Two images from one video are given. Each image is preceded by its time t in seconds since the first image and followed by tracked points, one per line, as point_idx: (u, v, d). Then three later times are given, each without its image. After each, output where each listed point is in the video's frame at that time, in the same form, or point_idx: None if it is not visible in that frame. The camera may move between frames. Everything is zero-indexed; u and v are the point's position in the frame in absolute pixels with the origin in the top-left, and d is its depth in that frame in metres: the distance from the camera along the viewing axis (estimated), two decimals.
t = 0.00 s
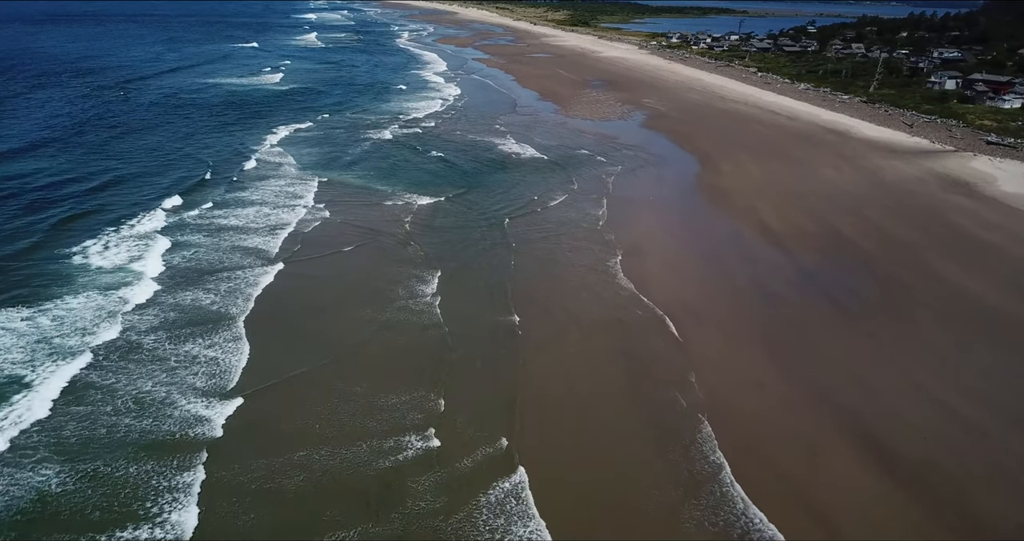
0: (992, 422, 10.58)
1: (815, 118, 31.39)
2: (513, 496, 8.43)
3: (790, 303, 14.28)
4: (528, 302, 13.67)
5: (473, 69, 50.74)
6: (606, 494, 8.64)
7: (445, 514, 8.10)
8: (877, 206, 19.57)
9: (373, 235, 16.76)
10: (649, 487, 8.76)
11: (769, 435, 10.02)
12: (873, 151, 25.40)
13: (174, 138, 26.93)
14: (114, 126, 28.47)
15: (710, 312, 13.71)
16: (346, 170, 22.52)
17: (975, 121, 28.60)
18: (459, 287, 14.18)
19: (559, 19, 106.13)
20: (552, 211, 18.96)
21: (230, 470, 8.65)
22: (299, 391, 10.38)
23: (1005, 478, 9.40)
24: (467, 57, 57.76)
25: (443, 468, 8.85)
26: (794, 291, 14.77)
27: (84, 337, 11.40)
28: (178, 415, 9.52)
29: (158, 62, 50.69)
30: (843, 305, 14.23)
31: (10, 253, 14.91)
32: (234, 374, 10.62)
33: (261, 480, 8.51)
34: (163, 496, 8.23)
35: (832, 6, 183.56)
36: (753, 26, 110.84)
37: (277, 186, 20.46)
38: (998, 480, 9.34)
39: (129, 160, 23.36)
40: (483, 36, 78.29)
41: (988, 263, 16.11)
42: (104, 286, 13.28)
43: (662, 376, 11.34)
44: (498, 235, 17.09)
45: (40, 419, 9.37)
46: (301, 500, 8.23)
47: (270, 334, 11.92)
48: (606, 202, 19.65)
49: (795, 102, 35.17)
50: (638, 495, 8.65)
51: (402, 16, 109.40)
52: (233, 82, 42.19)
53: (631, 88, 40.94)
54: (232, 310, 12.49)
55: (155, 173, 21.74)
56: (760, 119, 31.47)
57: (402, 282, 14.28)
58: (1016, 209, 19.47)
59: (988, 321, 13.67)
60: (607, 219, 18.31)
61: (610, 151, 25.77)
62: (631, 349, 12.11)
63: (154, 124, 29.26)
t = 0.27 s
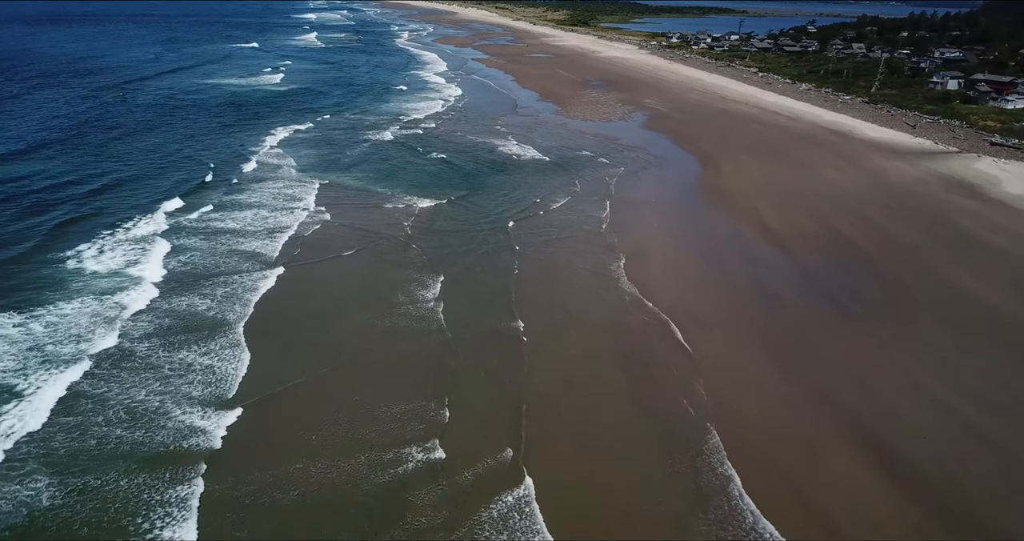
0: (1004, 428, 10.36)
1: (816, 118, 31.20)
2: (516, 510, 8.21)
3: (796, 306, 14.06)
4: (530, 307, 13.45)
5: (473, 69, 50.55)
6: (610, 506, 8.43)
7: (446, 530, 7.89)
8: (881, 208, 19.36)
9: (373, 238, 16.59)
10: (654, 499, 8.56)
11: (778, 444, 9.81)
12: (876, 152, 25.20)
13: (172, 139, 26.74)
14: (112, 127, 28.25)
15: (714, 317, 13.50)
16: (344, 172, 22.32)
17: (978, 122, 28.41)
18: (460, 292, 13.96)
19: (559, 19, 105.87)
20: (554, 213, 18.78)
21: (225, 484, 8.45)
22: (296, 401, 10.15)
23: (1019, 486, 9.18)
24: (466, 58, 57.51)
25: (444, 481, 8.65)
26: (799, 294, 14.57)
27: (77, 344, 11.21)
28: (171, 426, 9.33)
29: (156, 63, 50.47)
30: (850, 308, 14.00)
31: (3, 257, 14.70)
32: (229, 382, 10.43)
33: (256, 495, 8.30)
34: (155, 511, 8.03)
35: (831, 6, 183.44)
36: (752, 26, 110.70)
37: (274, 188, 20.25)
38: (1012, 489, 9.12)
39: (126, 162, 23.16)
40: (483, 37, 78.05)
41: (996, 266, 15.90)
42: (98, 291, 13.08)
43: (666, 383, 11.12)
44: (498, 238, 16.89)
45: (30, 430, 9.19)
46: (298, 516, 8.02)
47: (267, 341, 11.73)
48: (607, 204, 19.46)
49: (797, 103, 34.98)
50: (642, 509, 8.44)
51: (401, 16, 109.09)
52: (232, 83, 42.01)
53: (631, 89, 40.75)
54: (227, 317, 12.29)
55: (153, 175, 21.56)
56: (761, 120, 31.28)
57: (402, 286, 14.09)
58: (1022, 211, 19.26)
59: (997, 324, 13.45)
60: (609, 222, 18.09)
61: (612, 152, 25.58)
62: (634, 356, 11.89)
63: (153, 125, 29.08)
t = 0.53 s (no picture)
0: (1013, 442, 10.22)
1: (818, 119, 31.00)
2: (520, 529, 8.04)
3: (801, 313, 13.87)
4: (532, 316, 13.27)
5: (472, 69, 50.29)
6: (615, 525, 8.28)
7: None
8: (885, 210, 19.16)
9: (373, 242, 16.37)
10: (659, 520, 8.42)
11: (785, 459, 9.66)
12: (879, 154, 24.99)
13: (170, 141, 26.51)
14: (108, 129, 28.00)
15: (719, 324, 13.31)
16: (344, 174, 22.09)
17: (982, 122, 28.20)
18: (460, 298, 13.75)
19: (558, 18, 105.49)
20: (555, 216, 18.57)
21: (220, 500, 8.24)
22: (294, 413, 9.95)
23: None
24: (466, 57, 57.22)
25: (446, 498, 8.46)
26: (804, 300, 14.37)
27: (68, 352, 10.99)
28: (163, 439, 9.12)
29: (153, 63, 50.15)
30: (856, 315, 13.82)
31: None
32: (224, 392, 10.22)
33: (253, 513, 8.09)
34: (145, 528, 7.82)
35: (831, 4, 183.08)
36: (752, 25, 110.35)
37: (272, 191, 20.02)
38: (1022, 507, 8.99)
39: (122, 164, 22.92)
40: (482, 36, 77.68)
41: (1002, 271, 15.73)
42: (91, 297, 12.86)
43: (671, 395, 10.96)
44: (500, 243, 16.68)
45: (18, 443, 8.99)
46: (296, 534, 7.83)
47: (263, 349, 11.52)
48: (610, 207, 19.25)
49: (799, 103, 34.76)
50: (648, 529, 8.28)
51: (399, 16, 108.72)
52: (231, 83, 41.74)
53: (632, 89, 40.52)
54: (223, 324, 12.07)
55: (150, 177, 21.33)
56: (763, 120, 31.06)
57: (402, 293, 13.88)
58: None
59: (1005, 332, 13.30)
60: (612, 226, 17.88)
61: (614, 153, 25.35)
62: (638, 367, 11.72)
63: (151, 127, 28.83)
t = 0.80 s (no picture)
0: None
1: (820, 120, 30.81)
2: None
3: (807, 317, 13.67)
4: (534, 322, 13.08)
5: (472, 69, 50.08)
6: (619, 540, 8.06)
7: None
8: (890, 213, 18.98)
9: (372, 246, 16.18)
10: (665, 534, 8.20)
11: (794, 469, 9.47)
12: (883, 155, 24.80)
13: (167, 142, 26.28)
14: (105, 130, 27.75)
15: (724, 330, 13.11)
16: (343, 176, 21.90)
17: (985, 123, 28.02)
18: (461, 304, 13.56)
19: (558, 19, 105.17)
20: (557, 219, 18.38)
21: (213, 515, 8.04)
22: (291, 424, 9.75)
23: None
24: (465, 58, 57.00)
25: (445, 513, 8.25)
26: (810, 304, 14.18)
27: (58, 361, 10.76)
28: (155, 451, 8.92)
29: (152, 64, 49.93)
30: (863, 319, 13.63)
31: None
32: (219, 401, 10.02)
33: (249, 527, 7.89)
34: None
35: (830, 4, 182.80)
36: (753, 26, 110.06)
37: (269, 193, 19.82)
38: None
39: (117, 166, 22.67)
40: (481, 37, 77.54)
41: (1009, 274, 15.54)
42: (84, 303, 12.62)
43: (676, 403, 10.78)
44: (501, 246, 16.49)
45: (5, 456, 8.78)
46: None
47: (259, 356, 11.33)
48: (612, 210, 19.06)
49: (801, 103, 34.57)
50: None
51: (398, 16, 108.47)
52: (229, 84, 41.52)
53: (632, 89, 40.33)
54: (219, 330, 11.88)
55: (147, 180, 21.12)
56: (764, 121, 30.86)
57: (402, 298, 13.68)
58: None
59: (1014, 337, 13.09)
60: (614, 229, 17.68)
61: (615, 155, 25.17)
62: (643, 374, 11.53)
63: (149, 128, 28.61)
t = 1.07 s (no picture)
0: None
1: (822, 120, 30.59)
2: None
3: (814, 322, 13.42)
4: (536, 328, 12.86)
5: (471, 70, 49.84)
6: None
7: None
8: (895, 215, 18.75)
9: (371, 250, 15.95)
10: None
11: (804, 480, 9.23)
12: (886, 156, 24.56)
13: (164, 144, 26.05)
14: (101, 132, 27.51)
15: (729, 336, 12.88)
16: (341, 178, 21.68)
17: (989, 123, 27.80)
18: (461, 310, 13.35)
19: (557, 18, 104.86)
20: (559, 222, 18.15)
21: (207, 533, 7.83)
22: (288, 435, 9.53)
23: None
24: (465, 58, 56.75)
25: (445, 529, 8.03)
26: (817, 308, 13.94)
27: (50, 369, 10.55)
28: (147, 463, 8.72)
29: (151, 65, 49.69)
30: (871, 324, 13.39)
31: None
32: (213, 411, 9.81)
33: None
34: None
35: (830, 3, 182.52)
36: (753, 25, 109.70)
37: (267, 195, 19.60)
38: None
39: (114, 168, 22.44)
40: (480, 37, 77.24)
41: (1018, 277, 15.31)
42: (77, 309, 12.39)
43: (682, 411, 10.55)
44: (501, 250, 16.26)
45: None
46: None
47: (254, 364, 11.13)
48: (614, 213, 18.83)
49: (802, 104, 34.34)
50: None
51: (397, 16, 108.25)
52: (228, 84, 41.30)
53: (632, 89, 40.10)
54: (215, 337, 11.67)
55: (144, 182, 20.91)
56: (766, 122, 30.65)
57: (401, 304, 13.46)
58: None
59: None
60: (616, 232, 17.46)
61: (616, 156, 24.96)
62: (648, 381, 11.30)
63: (147, 129, 28.39)
